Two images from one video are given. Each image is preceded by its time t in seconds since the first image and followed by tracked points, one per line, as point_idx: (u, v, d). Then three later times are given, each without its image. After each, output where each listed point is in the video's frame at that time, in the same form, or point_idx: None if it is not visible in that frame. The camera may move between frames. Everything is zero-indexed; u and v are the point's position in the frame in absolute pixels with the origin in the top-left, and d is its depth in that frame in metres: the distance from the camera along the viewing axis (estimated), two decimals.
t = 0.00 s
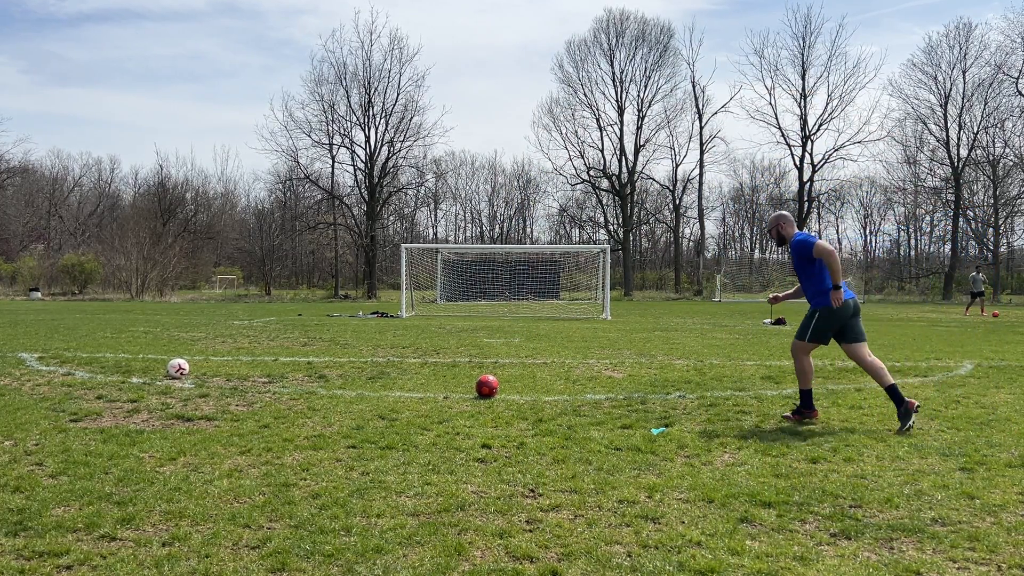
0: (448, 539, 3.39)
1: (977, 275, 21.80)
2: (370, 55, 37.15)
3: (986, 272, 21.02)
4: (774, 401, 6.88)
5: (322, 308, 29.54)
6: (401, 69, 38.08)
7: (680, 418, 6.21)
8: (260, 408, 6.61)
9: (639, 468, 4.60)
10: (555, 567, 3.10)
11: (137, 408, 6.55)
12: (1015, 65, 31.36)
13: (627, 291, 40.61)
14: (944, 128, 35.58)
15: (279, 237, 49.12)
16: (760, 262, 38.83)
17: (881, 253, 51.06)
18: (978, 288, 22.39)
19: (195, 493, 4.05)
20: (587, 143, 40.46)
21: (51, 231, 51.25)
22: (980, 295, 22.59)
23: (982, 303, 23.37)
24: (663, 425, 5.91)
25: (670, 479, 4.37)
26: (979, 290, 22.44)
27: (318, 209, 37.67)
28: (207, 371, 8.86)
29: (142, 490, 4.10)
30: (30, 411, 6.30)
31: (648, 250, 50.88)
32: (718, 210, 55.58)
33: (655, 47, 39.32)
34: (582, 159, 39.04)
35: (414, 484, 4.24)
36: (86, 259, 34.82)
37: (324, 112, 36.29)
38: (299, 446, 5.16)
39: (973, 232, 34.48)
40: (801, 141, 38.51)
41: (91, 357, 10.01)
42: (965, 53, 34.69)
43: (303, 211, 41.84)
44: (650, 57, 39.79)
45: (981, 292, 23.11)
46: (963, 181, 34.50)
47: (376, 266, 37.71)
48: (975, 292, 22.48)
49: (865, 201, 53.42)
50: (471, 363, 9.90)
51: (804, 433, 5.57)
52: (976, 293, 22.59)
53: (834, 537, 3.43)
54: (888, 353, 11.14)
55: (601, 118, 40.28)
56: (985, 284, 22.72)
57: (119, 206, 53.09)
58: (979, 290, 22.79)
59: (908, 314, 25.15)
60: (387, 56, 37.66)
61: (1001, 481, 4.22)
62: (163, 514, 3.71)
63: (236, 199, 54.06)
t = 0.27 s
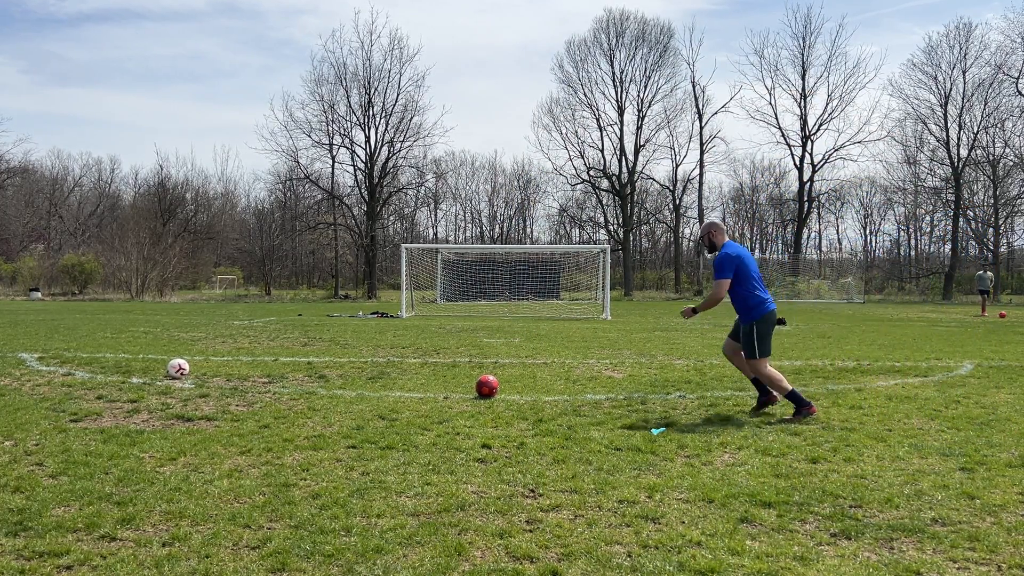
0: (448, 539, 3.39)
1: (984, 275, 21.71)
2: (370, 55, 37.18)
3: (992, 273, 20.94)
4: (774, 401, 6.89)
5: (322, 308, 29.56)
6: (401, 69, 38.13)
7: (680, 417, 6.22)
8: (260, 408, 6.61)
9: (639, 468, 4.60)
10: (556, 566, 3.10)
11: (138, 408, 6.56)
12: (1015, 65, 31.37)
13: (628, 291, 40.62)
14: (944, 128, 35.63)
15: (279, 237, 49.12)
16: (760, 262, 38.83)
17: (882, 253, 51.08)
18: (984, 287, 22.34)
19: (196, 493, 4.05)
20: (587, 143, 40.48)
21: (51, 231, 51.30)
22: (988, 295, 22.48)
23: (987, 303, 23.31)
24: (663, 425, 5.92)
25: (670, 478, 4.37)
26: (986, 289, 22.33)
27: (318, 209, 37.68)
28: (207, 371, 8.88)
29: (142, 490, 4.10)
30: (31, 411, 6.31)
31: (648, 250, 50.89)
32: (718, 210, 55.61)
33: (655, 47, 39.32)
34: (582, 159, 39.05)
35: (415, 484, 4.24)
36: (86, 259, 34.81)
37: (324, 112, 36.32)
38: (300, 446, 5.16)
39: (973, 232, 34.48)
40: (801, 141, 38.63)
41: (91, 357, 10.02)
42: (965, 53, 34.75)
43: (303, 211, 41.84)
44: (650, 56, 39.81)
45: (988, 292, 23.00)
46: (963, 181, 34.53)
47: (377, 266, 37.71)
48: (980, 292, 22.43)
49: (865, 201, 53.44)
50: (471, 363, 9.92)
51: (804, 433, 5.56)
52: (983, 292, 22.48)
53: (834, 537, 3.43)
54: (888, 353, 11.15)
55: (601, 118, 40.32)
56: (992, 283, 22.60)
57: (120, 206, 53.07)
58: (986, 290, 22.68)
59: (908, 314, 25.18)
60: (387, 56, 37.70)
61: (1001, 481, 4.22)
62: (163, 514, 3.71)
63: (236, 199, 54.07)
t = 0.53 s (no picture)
0: (448, 539, 3.39)
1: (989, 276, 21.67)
2: (370, 55, 37.22)
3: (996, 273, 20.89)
4: (774, 401, 6.88)
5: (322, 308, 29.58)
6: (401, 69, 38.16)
7: (681, 417, 6.22)
8: (260, 408, 6.61)
9: (639, 468, 4.60)
10: (556, 567, 3.10)
11: (138, 408, 6.56)
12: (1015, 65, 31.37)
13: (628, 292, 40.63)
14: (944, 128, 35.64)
15: (279, 236, 49.12)
16: (760, 262, 38.87)
17: (881, 253, 51.11)
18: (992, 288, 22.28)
19: (196, 493, 4.05)
20: (587, 143, 40.48)
21: (51, 231, 51.35)
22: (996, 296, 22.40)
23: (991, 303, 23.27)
24: (664, 425, 5.92)
25: (670, 478, 4.37)
26: (993, 290, 22.27)
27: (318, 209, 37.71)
28: (208, 371, 8.88)
29: (142, 490, 4.10)
30: (31, 411, 6.31)
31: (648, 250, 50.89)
32: (718, 211, 55.65)
33: (655, 47, 39.34)
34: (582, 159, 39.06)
35: (414, 484, 4.24)
36: (86, 259, 34.83)
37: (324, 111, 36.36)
38: (300, 446, 5.16)
39: (973, 232, 34.48)
40: (802, 141, 38.65)
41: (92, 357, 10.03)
42: (965, 53, 34.76)
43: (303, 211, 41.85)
44: (649, 56, 39.83)
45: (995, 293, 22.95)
46: (963, 181, 34.55)
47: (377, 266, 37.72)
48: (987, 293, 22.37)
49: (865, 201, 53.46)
50: (471, 363, 9.93)
51: (804, 433, 5.56)
52: (990, 293, 22.42)
53: (835, 537, 3.43)
54: (888, 353, 11.16)
55: (601, 118, 40.33)
56: (999, 285, 22.53)
57: (120, 206, 53.08)
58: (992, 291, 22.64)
59: (908, 314, 25.20)
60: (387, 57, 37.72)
61: (1001, 481, 4.22)
62: (163, 514, 3.71)
63: (236, 199, 54.09)
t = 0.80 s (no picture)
0: (448, 539, 3.39)
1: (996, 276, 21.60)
2: (370, 56, 37.24)
3: (1000, 273, 20.85)
4: (774, 401, 6.88)
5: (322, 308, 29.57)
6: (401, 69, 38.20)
7: (681, 418, 6.22)
8: (260, 408, 6.61)
9: (639, 468, 4.60)
10: (556, 567, 3.09)
11: (138, 408, 6.56)
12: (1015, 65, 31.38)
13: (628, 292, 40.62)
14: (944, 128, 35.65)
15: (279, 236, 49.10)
16: (760, 262, 38.88)
17: (881, 253, 51.11)
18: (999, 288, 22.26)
19: (196, 493, 4.05)
20: (587, 143, 40.50)
21: (51, 231, 51.41)
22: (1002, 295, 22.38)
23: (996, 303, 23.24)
24: (663, 425, 5.92)
25: (670, 479, 4.37)
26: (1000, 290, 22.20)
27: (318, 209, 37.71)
28: (208, 371, 8.88)
29: (142, 491, 4.10)
30: (31, 411, 6.31)
31: (648, 250, 50.89)
32: (718, 211, 55.66)
33: (655, 47, 39.34)
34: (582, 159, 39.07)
35: (414, 484, 4.24)
36: (86, 259, 34.82)
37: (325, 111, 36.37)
38: (300, 446, 5.16)
39: (973, 232, 34.49)
40: (802, 141, 38.67)
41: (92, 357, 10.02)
42: (965, 53, 34.79)
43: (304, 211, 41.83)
44: (649, 56, 39.83)
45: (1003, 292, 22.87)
46: (963, 181, 34.55)
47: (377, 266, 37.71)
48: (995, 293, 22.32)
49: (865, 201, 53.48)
50: (471, 363, 9.93)
51: (804, 433, 5.57)
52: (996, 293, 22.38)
53: (835, 537, 3.43)
54: (888, 353, 11.15)
55: (601, 118, 40.35)
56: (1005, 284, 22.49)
57: (120, 205, 53.06)
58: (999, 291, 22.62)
59: (908, 314, 25.20)
60: (387, 57, 37.74)
61: (1001, 481, 4.22)
62: (163, 514, 3.71)
63: (236, 199, 54.08)
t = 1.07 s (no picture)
0: (448, 539, 3.39)
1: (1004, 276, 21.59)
2: (370, 56, 37.25)
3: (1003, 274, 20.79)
4: (774, 401, 6.89)
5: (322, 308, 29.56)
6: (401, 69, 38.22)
7: (681, 417, 6.22)
8: (260, 408, 6.62)
9: (639, 468, 4.60)
10: (556, 567, 3.10)
11: (138, 408, 6.56)
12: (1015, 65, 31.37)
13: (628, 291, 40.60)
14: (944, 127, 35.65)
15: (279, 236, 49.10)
16: (760, 261, 38.87)
17: (881, 253, 51.09)
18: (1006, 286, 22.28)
19: (196, 493, 4.05)
20: (587, 143, 40.50)
21: (52, 231, 51.46)
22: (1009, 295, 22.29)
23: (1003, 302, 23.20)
24: (663, 425, 5.92)
25: (670, 478, 4.37)
26: (1007, 290, 22.12)
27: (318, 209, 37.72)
28: (208, 371, 8.88)
29: (142, 490, 4.10)
30: (30, 411, 6.31)
31: (648, 250, 50.88)
32: (718, 211, 55.66)
33: (655, 47, 39.34)
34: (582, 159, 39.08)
35: (414, 484, 4.24)
36: (86, 259, 34.82)
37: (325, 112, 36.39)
38: (300, 446, 5.16)
39: (973, 232, 34.48)
40: (802, 141, 38.68)
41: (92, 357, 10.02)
42: (965, 53, 34.80)
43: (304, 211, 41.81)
44: (649, 56, 39.83)
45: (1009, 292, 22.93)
46: (963, 181, 34.53)
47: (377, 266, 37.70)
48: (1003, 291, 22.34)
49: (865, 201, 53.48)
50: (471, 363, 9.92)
51: (804, 433, 5.57)
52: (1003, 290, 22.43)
53: (834, 537, 3.43)
54: (889, 353, 11.15)
55: (601, 118, 40.34)
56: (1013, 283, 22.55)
57: (120, 205, 53.08)
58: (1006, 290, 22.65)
59: (908, 314, 25.18)
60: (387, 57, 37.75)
61: (1001, 481, 4.22)
62: (163, 514, 3.71)
63: (236, 199, 54.08)
